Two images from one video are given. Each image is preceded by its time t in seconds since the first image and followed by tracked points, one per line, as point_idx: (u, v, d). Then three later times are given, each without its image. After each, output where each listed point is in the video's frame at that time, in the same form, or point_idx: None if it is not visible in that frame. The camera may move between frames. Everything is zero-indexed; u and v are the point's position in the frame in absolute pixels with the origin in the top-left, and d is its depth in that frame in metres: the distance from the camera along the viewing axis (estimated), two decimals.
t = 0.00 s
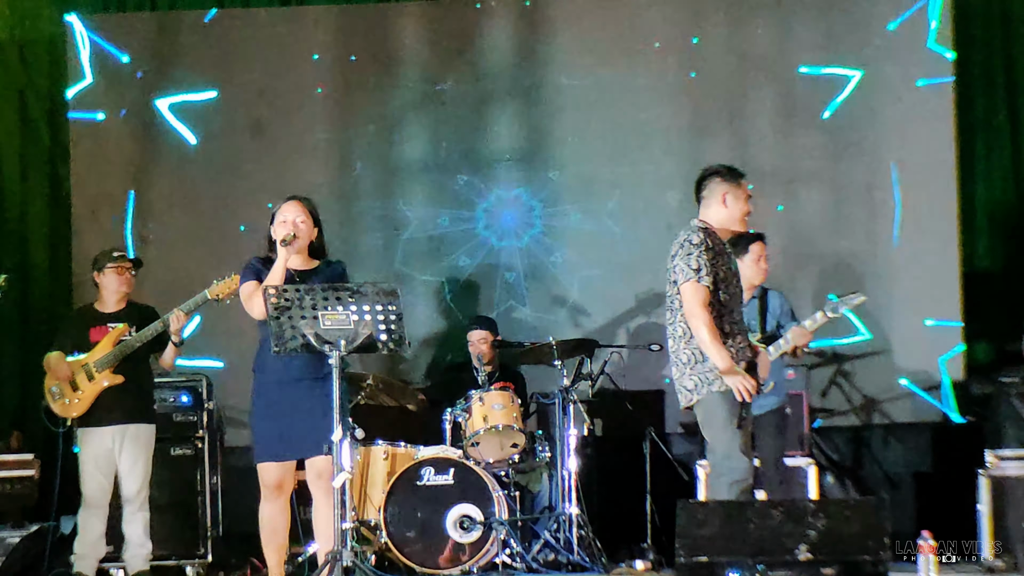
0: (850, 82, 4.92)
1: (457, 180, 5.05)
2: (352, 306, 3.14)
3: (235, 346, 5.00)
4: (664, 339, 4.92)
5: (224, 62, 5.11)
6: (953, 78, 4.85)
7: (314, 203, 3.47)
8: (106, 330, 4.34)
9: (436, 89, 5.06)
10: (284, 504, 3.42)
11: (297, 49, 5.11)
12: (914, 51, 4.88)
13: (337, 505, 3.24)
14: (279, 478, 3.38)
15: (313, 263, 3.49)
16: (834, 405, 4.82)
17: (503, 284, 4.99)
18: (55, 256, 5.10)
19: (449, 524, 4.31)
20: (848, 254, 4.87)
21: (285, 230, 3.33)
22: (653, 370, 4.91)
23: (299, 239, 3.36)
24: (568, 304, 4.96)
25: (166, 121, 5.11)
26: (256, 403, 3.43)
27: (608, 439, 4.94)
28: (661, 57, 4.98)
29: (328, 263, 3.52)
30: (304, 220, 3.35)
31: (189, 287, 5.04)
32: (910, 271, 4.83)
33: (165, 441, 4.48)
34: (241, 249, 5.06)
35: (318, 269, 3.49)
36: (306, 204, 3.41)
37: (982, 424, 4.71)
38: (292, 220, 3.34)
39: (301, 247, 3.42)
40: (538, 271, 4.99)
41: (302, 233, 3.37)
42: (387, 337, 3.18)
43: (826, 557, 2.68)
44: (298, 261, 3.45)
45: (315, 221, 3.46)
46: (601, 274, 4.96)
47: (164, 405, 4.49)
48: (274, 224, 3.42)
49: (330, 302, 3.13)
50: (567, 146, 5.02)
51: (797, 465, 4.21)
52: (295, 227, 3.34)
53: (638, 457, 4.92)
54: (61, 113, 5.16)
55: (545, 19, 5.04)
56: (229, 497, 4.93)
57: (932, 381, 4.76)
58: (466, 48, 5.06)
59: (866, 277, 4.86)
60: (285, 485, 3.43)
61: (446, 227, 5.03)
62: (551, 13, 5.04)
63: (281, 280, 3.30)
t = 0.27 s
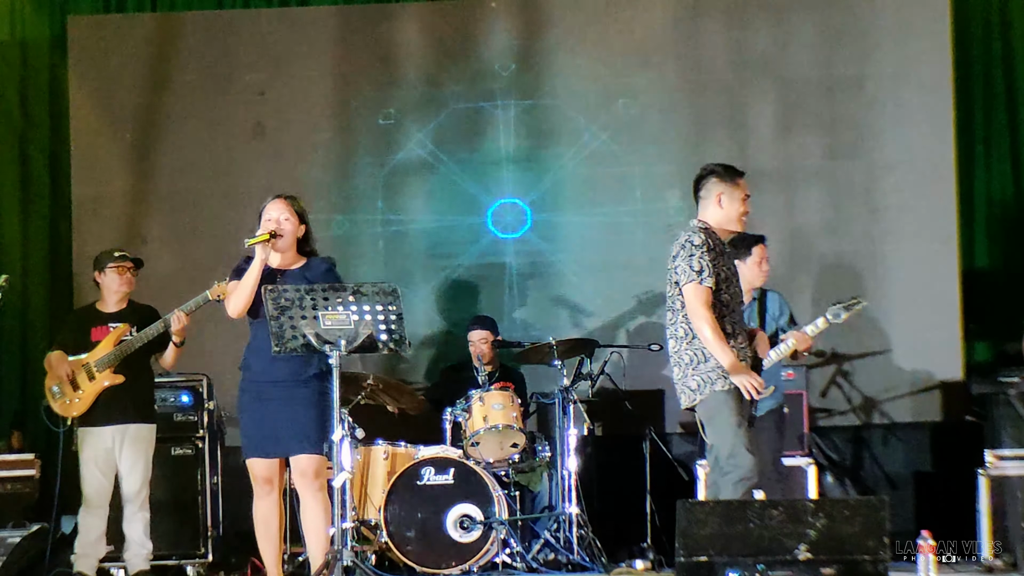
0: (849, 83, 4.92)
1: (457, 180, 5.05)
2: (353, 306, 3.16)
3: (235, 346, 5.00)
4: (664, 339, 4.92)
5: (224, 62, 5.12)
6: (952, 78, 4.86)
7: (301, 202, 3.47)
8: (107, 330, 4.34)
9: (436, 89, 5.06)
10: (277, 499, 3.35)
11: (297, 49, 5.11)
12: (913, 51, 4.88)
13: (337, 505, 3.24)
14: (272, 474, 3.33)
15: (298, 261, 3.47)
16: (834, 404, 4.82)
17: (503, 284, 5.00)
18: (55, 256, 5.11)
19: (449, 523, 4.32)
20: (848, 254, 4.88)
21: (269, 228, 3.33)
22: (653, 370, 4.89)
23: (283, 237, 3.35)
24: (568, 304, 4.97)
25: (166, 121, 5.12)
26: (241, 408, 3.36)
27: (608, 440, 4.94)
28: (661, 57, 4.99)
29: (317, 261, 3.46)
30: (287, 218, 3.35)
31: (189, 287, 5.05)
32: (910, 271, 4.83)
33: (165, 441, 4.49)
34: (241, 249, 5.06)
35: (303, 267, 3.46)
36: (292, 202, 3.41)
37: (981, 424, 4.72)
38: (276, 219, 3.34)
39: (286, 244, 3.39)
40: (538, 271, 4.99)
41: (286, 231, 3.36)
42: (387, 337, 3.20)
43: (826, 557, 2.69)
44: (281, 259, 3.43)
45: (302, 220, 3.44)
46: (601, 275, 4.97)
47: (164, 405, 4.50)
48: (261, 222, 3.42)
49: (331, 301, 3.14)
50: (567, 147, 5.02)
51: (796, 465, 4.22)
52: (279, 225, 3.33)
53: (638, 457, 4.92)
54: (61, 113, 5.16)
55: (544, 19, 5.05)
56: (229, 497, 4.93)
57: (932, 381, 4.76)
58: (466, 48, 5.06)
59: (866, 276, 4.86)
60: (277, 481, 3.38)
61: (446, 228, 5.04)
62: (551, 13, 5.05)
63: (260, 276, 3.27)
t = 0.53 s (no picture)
0: (849, 83, 4.92)
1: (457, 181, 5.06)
2: (352, 306, 3.18)
3: (235, 346, 5.00)
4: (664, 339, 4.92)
5: (224, 62, 5.12)
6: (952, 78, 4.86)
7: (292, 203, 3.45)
8: (108, 330, 4.34)
9: (436, 89, 5.06)
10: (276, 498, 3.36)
11: (297, 49, 5.11)
12: (913, 51, 4.89)
13: (337, 505, 3.25)
14: (271, 473, 3.34)
15: (297, 263, 3.45)
16: (833, 404, 4.83)
17: (502, 284, 5.00)
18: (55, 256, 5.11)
19: (449, 523, 4.32)
20: (848, 254, 4.88)
21: (267, 233, 3.32)
22: (653, 370, 4.90)
23: (281, 240, 3.34)
24: (568, 304, 4.97)
25: (166, 121, 5.12)
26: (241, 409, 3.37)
27: (608, 439, 4.94)
28: (661, 58, 4.99)
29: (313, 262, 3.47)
30: (284, 221, 3.32)
31: (189, 287, 5.05)
32: (909, 270, 4.84)
33: (166, 441, 4.49)
34: (241, 249, 5.06)
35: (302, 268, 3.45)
36: (285, 204, 3.38)
37: (981, 424, 4.72)
38: (273, 222, 3.32)
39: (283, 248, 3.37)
40: (538, 271, 5.00)
41: (284, 234, 3.35)
42: (387, 337, 3.21)
43: (826, 557, 2.69)
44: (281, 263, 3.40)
45: (296, 221, 3.43)
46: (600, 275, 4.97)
47: (165, 404, 4.50)
48: (254, 227, 3.39)
49: (330, 302, 3.16)
50: (567, 147, 5.03)
51: (796, 465, 4.22)
52: (276, 229, 3.32)
53: (638, 457, 4.92)
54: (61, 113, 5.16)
55: (544, 19, 5.05)
56: (230, 497, 4.94)
57: (931, 381, 4.76)
58: (466, 48, 5.07)
59: (866, 276, 4.86)
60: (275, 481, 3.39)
61: (446, 228, 5.04)
62: (551, 13, 5.05)
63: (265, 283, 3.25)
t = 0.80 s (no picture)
0: (849, 83, 4.92)
1: (457, 181, 5.05)
2: (352, 306, 3.16)
3: (235, 346, 5.00)
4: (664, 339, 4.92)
5: (224, 62, 5.12)
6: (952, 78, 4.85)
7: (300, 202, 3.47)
8: (108, 330, 4.33)
9: (436, 89, 5.06)
10: (283, 500, 3.35)
11: (297, 49, 5.11)
12: (913, 51, 4.88)
13: (337, 505, 3.22)
14: (277, 474, 3.32)
15: (308, 261, 3.46)
16: (834, 404, 4.82)
17: (503, 284, 4.99)
18: (55, 256, 5.10)
19: (449, 523, 4.31)
20: (848, 254, 4.87)
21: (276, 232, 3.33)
22: (653, 370, 4.90)
23: (291, 238, 3.36)
24: (568, 304, 4.96)
25: (166, 121, 5.12)
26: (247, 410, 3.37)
27: (608, 439, 4.93)
28: (661, 57, 4.99)
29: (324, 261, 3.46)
30: (292, 219, 3.35)
31: (189, 287, 5.04)
32: (910, 270, 4.83)
33: (165, 441, 4.49)
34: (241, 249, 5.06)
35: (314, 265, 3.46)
36: (293, 204, 3.41)
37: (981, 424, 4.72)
38: (281, 222, 3.33)
39: (294, 245, 3.39)
40: (538, 270, 4.99)
41: (294, 232, 3.37)
42: (387, 337, 3.19)
43: (826, 557, 2.67)
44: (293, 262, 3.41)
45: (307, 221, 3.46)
46: (601, 275, 4.96)
47: (164, 405, 4.47)
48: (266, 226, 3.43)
49: (330, 302, 3.14)
50: (567, 147, 5.02)
51: (796, 465, 4.23)
52: (286, 227, 3.33)
53: (638, 457, 4.91)
54: (60, 113, 5.16)
55: (544, 19, 5.04)
56: (230, 498, 4.93)
57: (931, 381, 4.76)
58: (466, 48, 5.06)
59: (866, 276, 4.86)
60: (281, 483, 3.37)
61: (446, 228, 5.03)
62: (551, 12, 5.04)
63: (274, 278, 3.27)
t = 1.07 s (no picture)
0: (849, 83, 4.92)
1: (457, 180, 5.05)
2: (353, 307, 3.16)
3: (235, 346, 5.00)
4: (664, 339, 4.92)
5: (224, 62, 5.12)
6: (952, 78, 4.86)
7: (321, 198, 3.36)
8: (108, 330, 4.32)
9: (436, 89, 5.06)
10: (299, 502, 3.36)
11: (297, 49, 5.11)
12: (913, 51, 4.88)
13: (337, 505, 3.23)
14: (297, 475, 3.34)
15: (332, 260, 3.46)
16: (834, 404, 4.83)
17: (503, 284, 5.00)
18: (55, 256, 5.11)
19: (449, 523, 4.31)
20: (848, 254, 4.88)
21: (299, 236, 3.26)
22: (653, 370, 4.90)
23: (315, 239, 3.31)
24: (568, 304, 4.97)
25: (166, 121, 5.12)
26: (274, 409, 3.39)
27: (608, 439, 4.94)
28: (660, 57, 4.99)
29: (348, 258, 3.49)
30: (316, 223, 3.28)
31: (190, 287, 5.05)
32: (910, 271, 4.84)
33: (166, 441, 4.49)
34: (241, 249, 5.06)
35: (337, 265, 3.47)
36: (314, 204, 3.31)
37: (981, 424, 4.73)
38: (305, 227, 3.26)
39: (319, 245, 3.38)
40: (538, 270, 4.99)
41: (318, 233, 3.32)
42: (387, 337, 3.21)
43: (826, 557, 2.68)
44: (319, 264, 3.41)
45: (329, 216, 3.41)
46: (601, 275, 4.97)
47: (165, 404, 4.50)
48: (288, 222, 3.35)
49: (331, 301, 3.14)
50: (567, 146, 5.02)
51: (796, 465, 4.21)
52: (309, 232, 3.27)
53: (638, 457, 4.92)
54: (61, 113, 5.16)
55: (544, 19, 5.05)
56: (230, 497, 4.94)
57: (931, 380, 4.75)
58: (466, 48, 5.06)
59: (866, 276, 4.86)
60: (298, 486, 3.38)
61: (446, 227, 5.04)
62: (551, 13, 5.05)
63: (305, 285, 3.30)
